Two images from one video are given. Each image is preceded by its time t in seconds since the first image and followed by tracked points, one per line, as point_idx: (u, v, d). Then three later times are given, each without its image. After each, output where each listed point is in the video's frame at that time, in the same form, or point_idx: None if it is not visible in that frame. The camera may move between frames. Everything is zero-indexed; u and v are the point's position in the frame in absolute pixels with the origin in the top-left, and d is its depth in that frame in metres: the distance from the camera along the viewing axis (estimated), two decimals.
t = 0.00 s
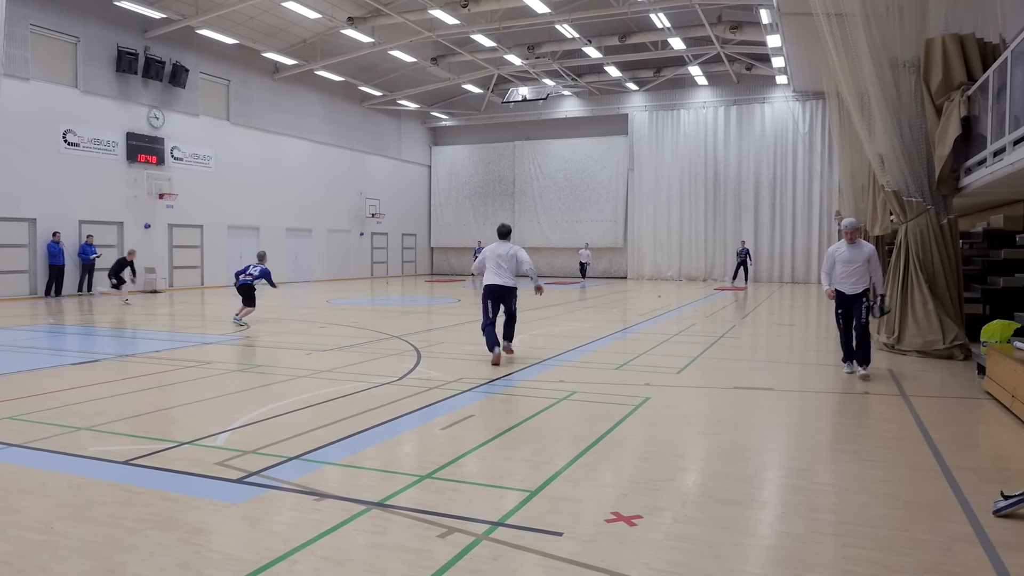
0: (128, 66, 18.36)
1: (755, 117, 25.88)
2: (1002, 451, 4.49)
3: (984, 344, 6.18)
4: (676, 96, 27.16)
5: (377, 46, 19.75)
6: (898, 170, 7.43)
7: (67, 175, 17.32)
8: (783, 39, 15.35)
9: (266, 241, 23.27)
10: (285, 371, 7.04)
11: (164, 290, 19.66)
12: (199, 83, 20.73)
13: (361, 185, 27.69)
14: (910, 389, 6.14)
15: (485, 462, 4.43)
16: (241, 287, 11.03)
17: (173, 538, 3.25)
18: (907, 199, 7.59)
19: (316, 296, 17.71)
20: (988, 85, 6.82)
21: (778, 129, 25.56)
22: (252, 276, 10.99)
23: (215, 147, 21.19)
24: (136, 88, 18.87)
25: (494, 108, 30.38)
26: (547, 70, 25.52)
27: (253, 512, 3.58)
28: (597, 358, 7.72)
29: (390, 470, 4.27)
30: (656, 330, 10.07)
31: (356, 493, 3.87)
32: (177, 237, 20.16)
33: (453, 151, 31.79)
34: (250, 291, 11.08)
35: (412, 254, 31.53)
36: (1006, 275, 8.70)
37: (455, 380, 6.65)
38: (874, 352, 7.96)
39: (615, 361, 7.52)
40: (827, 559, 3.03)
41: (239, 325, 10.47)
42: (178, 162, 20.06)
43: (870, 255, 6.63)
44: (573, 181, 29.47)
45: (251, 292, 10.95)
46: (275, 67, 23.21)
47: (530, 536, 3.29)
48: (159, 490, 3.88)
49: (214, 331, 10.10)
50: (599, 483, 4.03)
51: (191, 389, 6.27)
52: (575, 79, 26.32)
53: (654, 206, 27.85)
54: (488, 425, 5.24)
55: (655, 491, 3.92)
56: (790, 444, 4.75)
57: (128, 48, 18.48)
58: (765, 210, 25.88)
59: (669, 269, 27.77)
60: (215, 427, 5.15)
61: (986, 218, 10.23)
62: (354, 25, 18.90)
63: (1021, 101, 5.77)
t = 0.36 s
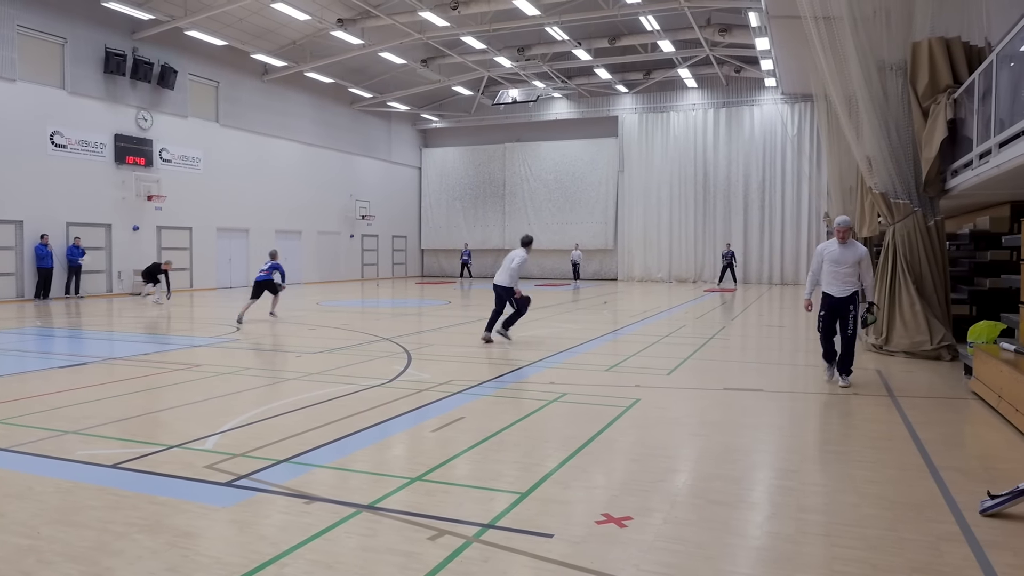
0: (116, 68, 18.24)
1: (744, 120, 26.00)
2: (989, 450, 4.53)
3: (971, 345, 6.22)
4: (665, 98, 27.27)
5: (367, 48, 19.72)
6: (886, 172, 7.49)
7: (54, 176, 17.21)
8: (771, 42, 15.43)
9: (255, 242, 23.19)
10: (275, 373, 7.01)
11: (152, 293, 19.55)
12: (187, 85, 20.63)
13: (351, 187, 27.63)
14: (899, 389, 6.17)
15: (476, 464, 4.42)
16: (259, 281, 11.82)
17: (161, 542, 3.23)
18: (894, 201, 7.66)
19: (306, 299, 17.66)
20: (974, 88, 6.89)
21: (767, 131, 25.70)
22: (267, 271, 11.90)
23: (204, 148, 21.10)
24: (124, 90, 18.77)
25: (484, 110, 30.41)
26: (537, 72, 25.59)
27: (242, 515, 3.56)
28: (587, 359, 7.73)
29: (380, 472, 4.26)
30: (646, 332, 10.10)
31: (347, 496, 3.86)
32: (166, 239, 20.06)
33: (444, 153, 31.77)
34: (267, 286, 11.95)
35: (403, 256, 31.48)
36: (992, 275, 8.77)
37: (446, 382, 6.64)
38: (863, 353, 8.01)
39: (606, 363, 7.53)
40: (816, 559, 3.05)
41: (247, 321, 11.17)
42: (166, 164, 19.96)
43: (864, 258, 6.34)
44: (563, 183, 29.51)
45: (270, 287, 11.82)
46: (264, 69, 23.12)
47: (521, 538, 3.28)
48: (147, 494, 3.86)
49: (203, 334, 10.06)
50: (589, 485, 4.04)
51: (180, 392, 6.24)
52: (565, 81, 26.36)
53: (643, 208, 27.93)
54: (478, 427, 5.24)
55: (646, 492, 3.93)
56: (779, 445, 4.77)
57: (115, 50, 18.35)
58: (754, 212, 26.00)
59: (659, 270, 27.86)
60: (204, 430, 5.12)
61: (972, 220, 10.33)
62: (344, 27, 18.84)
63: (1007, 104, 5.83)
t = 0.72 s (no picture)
0: (106, 65, 18.14)
1: (735, 120, 26.11)
2: (977, 449, 4.55)
3: (959, 345, 6.26)
4: (657, 98, 27.34)
5: (359, 46, 19.71)
6: (875, 172, 7.53)
7: (43, 174, 17.10)
8: (762, 41, 15.48)
9: (246, 241, 23.10)
10: (265, 373, 6.98)
11: (142, 292, 19.43)
12: (178, 83, 20.53)
13: (342, 186, 27.57)
14: (888, 388, 6.19)
15: (467, 463, 4.42)
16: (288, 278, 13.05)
17: (151, 542, 3.21)
18: (884, 201, 7.70)
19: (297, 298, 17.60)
20: (963, 89, 6.93)
21: (758, 132, 25.80)
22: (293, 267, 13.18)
23: (195, 147, 20.99)
24: (114, 88, 18.66)
25: (476, 109, 30.40)
26: (530, 71, 25.61)
27: (232, 515, 3.54)
28: (579, 359, 7.74)
29: (371, 472, 4.25)
30: (637, 331, 10.12)
31: (337, 496, 3.84)
32: (156, 238, 19.95)
33: (436, 152, 31.74)
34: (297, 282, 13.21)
35: (394, 255, 31.42)
36: (980, 275, 8.83)
37: (437, 381, 6.63)
38: (853, 353, 8.04)
39: (598, 362, 7.53)
40: (807, 557, 3.06)
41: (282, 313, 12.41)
42: (157, 162, 19.85)
43: (847, 259, 5.90)
44: (555, 182, 29.53)
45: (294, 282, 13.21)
46: (255, 67, 23.03)
47: (512, 537, 3.28)
48: (136, 494, 3.83)
49: (193, 333, 10.01)
50: (580, 484, 4.04)
51: (169, 391, 6.21)
52: (557, 81, 26.40)
53: (635, 207, 27.98)
54: (469, 426, 5.24)
55: (637, 491, 3.94)
56: (769, 444, 4.79)
57: (105, 47, 18.23)
58: (745, 212, 26.09)
59: (650, 270, 27.92)
60: (194, 430, 5.10)
61: (961, 220, 10.40)
62: (336, 25, 18.81)
63: (995, 106, 5.87)
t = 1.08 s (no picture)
0: (92, 67, 18.01)
1: (723, 124, 26.23)
2: (961, 451, 4.59)
3: (944, 348, 6.31)
4: (645, 101, 27.44)
5: (347, 49, 19.67)
6: (861, 177, 7.58)
7: (27, 177, 16.94)
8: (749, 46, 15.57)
9: (234, 244, 22.98)
10: (252, 376, 6.94)
11: (127, 295, 19.28)
12: (165, 84, 20.41)
13: (331, 188, 27.51)
14: (874, 391, 6.24)
15: (455, 467, 4.41)
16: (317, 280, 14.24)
17: (136, 548, 3.18)
18: (870, 206, 7.76)
19: (285, 301, 17.53)
20: (948, 95, 6.99)
21: (746, 136, 25.95)
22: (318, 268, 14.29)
23: (181, 148, 20.87)
24: (99, 89, 18.52)
25: (465, 112, 30.38)
26: (518, 74, 25.64)
27: (218, 520, 3.52)
28: (567, 362, 7.75)
29: (359, 476, 4.23)
30: (625, 334, 10.15)
31: (325, 500, 3.82)
32: (142, 240, 19.82)
33: (424, 154, 31.69)
34: (323, 280, 14.52)
35: (383, 258, 31.35)
36: (965, 279, 8.91)
37: (425, 385, 6.61)
38: (839, 356, 8.10)
39: (585, 365, 7.55)
40: (793, 560, 3.07)
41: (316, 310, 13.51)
42: (143, 164, 19.71)
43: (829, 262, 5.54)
44: (544, 185, 29.56)
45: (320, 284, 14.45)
46: (242, 69, 22.92)
47: (501, 541, 3.28)
48: (121, 499, 3.80)
49: (179, 336, 9.94)
50: (569, 488, 4.04)
51: (155, 396, 6.16)
52: (546, 84, 26.48)
53: (624, 211, 28.05)
54: (457, 430, 5.23)
55: (625, 494, 3.95)
56: (756, 447, 4.81)
57: (91, 48, 18.10)
58: (733, 215, 26.22)
59: (639, 273, 27.99)
60: (180, 434, 5.06)
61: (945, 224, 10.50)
62: (324, 28, 18.76)
63: (979, 111, 5.93)
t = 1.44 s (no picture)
0: (75, 64, 17.83)
1: (709, 125, 26.35)
2: (944, 450, 4.63)
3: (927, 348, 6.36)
4: (633, 102, 27.52)
5: (334, 48, 19.61)
6: (846, 178, 7.65)
7: (9, 175, 16.74)
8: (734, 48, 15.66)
9: (219, 244, 22.84)
10: (238, 377, 6.90)
11: (112, 295, 19.11)
12: (150, 83, 20.26)
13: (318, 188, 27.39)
14: (858, 391, 6.28)
15: (441, 467, 4.40)
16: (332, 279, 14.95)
17: (118, 551, 3.14)
18: (854, 206, 7.82)
19: (271, 301, 17.45)
20: (931, 97, 7.07)
21: (732, 137, 26.06)
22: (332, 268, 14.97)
23: (167, 148, 20.72)
24: (83, 87, 18.35)
25: (452, 112, 30.34)
26: (506, 75, 25.64)
27: (202, 522, 3.49)
28: (554, 363, 7.75)
29: (345, 477, 4.22)
30: (612, 334, 10.18)
31: (310, 502, 3.80)
32: (126, 240, 19.66)
33: (412, 154, 31.63)
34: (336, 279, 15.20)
35: (370, 258, 31.27)
36: (948, 279, 9.00)
37: (412, 385, 6.59)
38: (825, 355, 8.15)
39: (572, 366, 7.56)
40: (778, 559, 3.09)
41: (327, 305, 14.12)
42: (127, 163, 19.54)
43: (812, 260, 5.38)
44: (531, 186, 29.57)
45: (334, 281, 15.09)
46: (229, 68, 22.77)
47: (487, 542, 3.27)
48: (103, 501, 3.76)
49: (164, 337, 9.87)
50: (555, 488, 4.04)
51: (139, 396, 6.11)
52: (533, 84, 26.56)
53: (611, 211, 28.12)
54: (444, 431, 5.22)
55: (611, 494, 3.95)
56: (742, 446, 4.83)
57: (74, 46, 17.92)
58: (719, 216, 26.35)
59: (626, 273, 28.06)
60: (164, 435, 5.02)
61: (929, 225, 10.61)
62: (311, 26, 18.68)
63: (962, 113, 5.99)
